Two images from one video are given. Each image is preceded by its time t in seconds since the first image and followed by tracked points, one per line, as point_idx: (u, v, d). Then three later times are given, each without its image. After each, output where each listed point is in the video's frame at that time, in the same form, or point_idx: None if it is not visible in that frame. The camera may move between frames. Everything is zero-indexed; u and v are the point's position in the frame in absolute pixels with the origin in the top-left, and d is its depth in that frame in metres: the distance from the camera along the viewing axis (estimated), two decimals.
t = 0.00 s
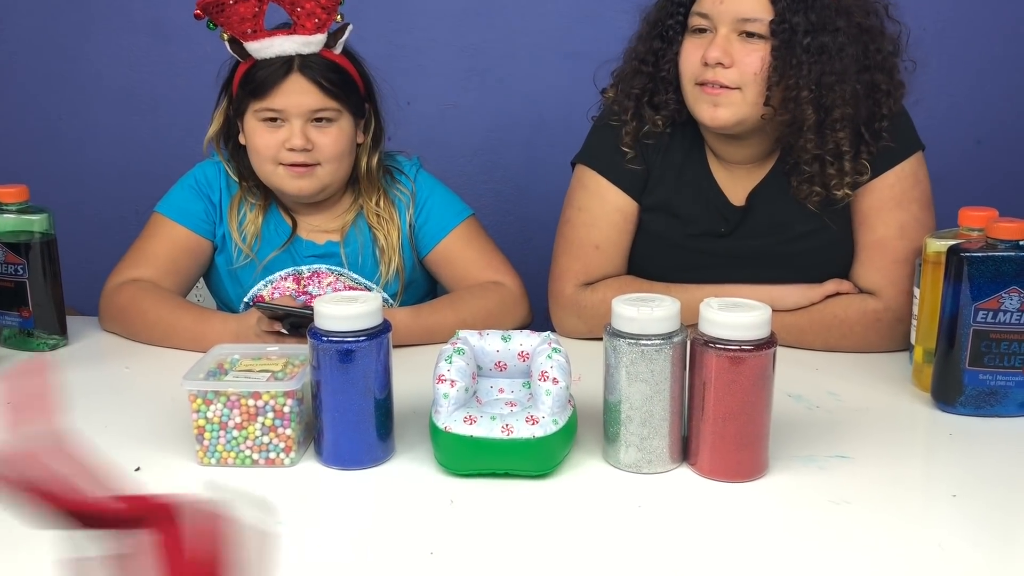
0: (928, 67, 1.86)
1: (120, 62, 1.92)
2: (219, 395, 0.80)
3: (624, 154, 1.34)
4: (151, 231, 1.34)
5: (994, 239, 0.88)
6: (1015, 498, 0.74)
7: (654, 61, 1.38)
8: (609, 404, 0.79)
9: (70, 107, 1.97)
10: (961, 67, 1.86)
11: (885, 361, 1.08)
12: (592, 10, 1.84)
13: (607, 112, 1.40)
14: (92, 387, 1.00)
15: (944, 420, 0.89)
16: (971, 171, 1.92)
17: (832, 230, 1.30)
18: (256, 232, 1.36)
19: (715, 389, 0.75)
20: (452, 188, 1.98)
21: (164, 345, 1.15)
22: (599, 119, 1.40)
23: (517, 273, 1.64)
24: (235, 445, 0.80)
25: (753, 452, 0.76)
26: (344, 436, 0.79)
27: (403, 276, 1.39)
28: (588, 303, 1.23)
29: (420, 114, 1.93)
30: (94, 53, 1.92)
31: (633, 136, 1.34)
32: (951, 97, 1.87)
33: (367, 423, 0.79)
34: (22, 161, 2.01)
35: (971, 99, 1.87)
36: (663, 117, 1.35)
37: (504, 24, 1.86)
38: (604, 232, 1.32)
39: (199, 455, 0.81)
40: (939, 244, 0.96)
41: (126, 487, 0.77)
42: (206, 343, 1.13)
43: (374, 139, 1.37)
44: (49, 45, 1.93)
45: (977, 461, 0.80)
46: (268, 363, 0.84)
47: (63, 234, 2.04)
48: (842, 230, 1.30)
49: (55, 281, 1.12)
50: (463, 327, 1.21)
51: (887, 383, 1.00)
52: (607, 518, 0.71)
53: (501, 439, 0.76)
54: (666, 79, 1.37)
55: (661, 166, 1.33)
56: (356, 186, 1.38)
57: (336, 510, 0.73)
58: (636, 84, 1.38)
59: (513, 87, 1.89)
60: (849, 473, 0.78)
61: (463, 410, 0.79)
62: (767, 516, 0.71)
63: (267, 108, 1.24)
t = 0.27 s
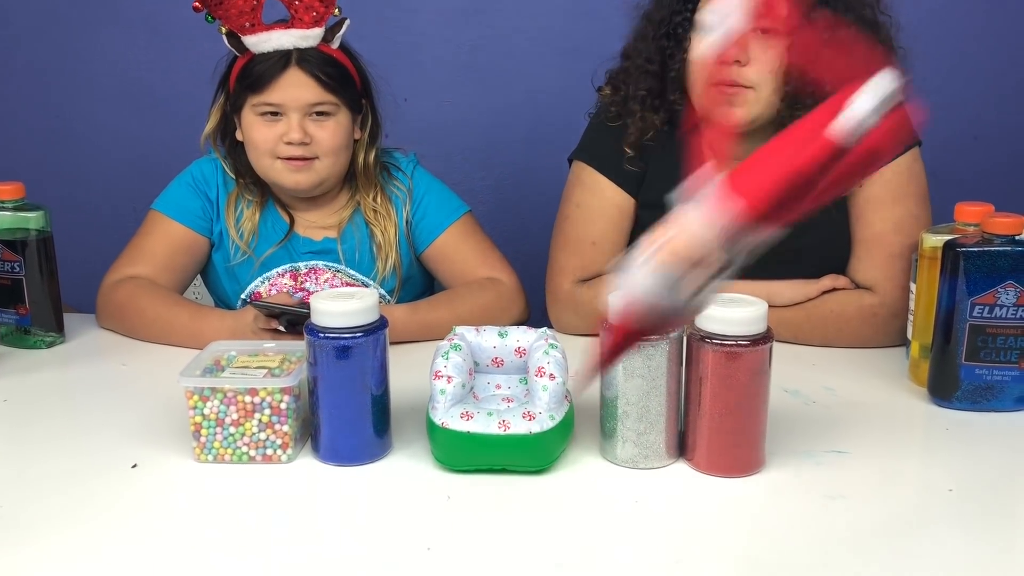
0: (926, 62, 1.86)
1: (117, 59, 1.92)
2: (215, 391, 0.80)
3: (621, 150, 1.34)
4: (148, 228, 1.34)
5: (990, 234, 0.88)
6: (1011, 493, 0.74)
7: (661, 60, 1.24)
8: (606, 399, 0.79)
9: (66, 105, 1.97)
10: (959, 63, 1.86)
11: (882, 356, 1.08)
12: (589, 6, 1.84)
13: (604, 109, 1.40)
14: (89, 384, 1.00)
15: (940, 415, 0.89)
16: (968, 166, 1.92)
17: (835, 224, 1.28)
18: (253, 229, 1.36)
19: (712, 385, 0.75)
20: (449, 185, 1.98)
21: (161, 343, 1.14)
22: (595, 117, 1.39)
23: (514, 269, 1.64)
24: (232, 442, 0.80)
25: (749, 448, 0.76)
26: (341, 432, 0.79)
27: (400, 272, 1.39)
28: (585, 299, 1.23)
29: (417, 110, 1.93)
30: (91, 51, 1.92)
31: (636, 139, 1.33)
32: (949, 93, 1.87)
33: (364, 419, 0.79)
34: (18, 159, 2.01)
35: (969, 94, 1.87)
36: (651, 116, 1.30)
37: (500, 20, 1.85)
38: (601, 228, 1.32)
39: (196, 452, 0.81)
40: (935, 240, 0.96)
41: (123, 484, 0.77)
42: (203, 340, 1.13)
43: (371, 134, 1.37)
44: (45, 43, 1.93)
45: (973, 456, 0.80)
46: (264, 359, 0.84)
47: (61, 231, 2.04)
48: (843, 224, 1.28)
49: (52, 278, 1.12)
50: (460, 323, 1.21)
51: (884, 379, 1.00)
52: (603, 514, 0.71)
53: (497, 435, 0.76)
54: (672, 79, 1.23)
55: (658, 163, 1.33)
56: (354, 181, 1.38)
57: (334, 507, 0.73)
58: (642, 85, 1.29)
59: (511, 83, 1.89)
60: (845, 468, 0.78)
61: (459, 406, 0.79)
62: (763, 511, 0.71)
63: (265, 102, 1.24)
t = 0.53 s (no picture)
0: (924, 59, 1.86)
1: (113, 56, 1.91)
2: (211, 389, 0.80)
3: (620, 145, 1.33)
4: (144, 225, 1.33)
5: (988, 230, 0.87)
6: (1009, 489, 0.74)
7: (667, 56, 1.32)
8: (603, 397, 0.79)
9: (62, 102, 1.96)
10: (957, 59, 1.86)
11: (880, 353, 1.08)
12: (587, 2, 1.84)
13: (602, 106, 1.39)
14: (85, 382, 0.99)
15: (939, 412, 0.89)
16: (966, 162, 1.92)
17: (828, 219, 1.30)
18: (249, 225, 1.35)
19: (710, 381, 0.75)
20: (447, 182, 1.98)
21: (158, 340, 1.14)
22: (593, 114, 1.39)
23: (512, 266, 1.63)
24: (228, 440, 0.80)
25: (747, 445, 0.76)
26: (339, 430, 0.79)
27: (396, 269, 1.39)
28: (583, 296, 1.23)
29: (415, 107, 1.92)
30: (87, 48, 1.92)
31: (643, 137, 1.33)
32: (947, 89, 1.87)
33: (361, 416, 0.79)
34: (15, 156, 2.01)
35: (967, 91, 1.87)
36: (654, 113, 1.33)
37: (498, 17, 1.85)
38: (598, 225, 1.32)
39: (194, 450, 0.80)
40: (933, 236, 0.96)
41: (120, 482, 0.77)
42: (200, 338, 1.13)
43: (368, 128, 1.37)
44: (41, 40, 1.93)
45: (972, 452, 0.80)
46: (261, 357, 0.84)
47: (57, 229, 2.04)
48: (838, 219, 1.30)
49: (48, 276, 1.12)
50: (458, 321, 1.21)
51: (882, 375, 1.00)
52: (601, 511, 0.71)
53: (495, 433, 0.76)
54: (680, 73, 1.31)
55: (655, 160, 1.33)
56: (351, 175, 1.38)
57: (332, 505, 0.73)
58: (650, 82, 1.33)
59: (509, 80, 1.89)
60: (844, 465, 0.78)
61: (457, 404, 0.78)
62: (761, 509, 0.71)
63: (264, 91, 1.23)
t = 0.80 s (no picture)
0: (923, 59, 1.86)
1: (112, 57, 1.91)
2: (212, 390, 0.80)
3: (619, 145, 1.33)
4: (144, 226, 1.33)
5: (988, 229, 0.88)
6: (1009, 489, 0.74)
7: (662, 56, 1.32)
8: (603, 397, 0.79)
9: (61, 102, 1.96)
10: (956, 59, 1.86)
11: (880, 353, 1.08)
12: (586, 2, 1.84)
13: (601, 106, 1.39)
14: (85, 383, 0.99)
15: (938, 411, 0.89)
16: (966, 162, 1.92)
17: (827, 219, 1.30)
18: (249, 225, 1.35)
19: (709, 382, 0.75)
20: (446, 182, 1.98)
21: (158, 341, 1.14)
22: (591, 114, 1.39)
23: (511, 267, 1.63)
24: (228, 441, 0.80)
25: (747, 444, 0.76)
26: (339, 430, 0.79)
27: (396, 268, 1.39)
28: (583, 296, 1.23)
29: (414, 107, 1.92)
30: (85, 49, 1.92)
31: (639, 139, 1.33)
32: (946, 89, 1.87)
33: (361, 417, 0.79)
34: (14, 157, 2.00)
35: (966, 90, 1.87)
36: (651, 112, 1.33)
37: (497, 17, 1.85)
38: (597, 225, 1.32)
39: (193, 451, 0.80)
40: (933, 236, 0.96)
41: (119, 483, 0.77)
42: (199, 339, 1.13)
43: (367, 128, 1.37)
44: (40, 40, 1.92)
45: (971, 452, 0.80)
46: (261, 358, 0.84)
47: (56, 229, 2.03)
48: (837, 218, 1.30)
49: (47, 276, 1.12)
50: (458, 320, 1.21)
51: (882, 375, 1.00)
52: (602, 510, 0.71)
53: (495, 433, 0.76)
54: (675, 73, 1.31)
55: (654, 160, 1.33)
56: (351, 175, 1.38)
57: (333, 505, 0.73)
58: (645, 81, 1.34)
59: (508, 80, 1.88)
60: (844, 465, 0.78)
61: (457, 404, 0.78)
62: (762, 509, 0.71)
63: (264, 92, 1.23)
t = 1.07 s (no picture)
0: (922, 62, 1.86)
1: (113, 61, 1.92)
2: (213, 395, 0.80)
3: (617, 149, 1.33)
4: (145, 230, 1.34)
5: (988, 234, 0.88)
6: (1009, 494, 0.74)
7: (649, 59, 1.36)
8: (604, 402, 0.79)
9: (63, 107, 1.96)
10: (956, 62, 1.86)
11: (880, 357, 1.08)
12: (586, 6, 1.84)
13: (599, 111, 1.40)
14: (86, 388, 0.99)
15: (939, 416, 0.89)
16: (966, 165, 1.92)
17: (827, 223, 1.30)
18: (250, 230, 1.36)
19: (710, 387, 0.75)
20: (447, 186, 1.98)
21: (159, 346, 1.14)
22: (590, 118, 1.39)
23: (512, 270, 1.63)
24: (230, 446, 0.80)
25: (747, 449, 0.76)
26: (340, 435, 0.79)
27: (397, 273, 1.38)
28: (584, 300, 1.23)
29: (415, 111, 1.92)
30: (87, 53, 1.92)
31: (630, 139, 1.34)
32: (946, 92, 1.87)
33: (363, 422, 0.79)
34: (15, 161, 2.01)
35: (966, 93, 1.87)
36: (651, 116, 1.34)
37: (498, 21, 1.85)
38: (597, 229, 1.32)
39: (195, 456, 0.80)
40: (934, 240, 0.96)
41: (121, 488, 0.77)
42: (200, 343, 1.13)
43: (368, 132, 1.37)
44: (41, 44, 1.93)
45: (972, 457, 0.80)
46: (262, 363, 0.84)
47: (57, 234, 2.04)
48: (837, 223, 1.30)
49: (49, 281, 1.12)
50: (459, 325, 1.21)
51: (882, 379, 1.00)
52: (603, 515, 0.71)
53: (496, 438, 0.76)
54: (661, 76, 1.35)
55: (654, 163, 1.33)
56: (352, 180, 1.38)
57: (334, 510, 0.73)
58: (632, 83, 1.37)
59: (508, 84, 1.89)
60: (845, 470, 0.78)
61: (458, 409, 0.78)
62: (762, 514, 0.71)
63: (263, 97, 1.23)
